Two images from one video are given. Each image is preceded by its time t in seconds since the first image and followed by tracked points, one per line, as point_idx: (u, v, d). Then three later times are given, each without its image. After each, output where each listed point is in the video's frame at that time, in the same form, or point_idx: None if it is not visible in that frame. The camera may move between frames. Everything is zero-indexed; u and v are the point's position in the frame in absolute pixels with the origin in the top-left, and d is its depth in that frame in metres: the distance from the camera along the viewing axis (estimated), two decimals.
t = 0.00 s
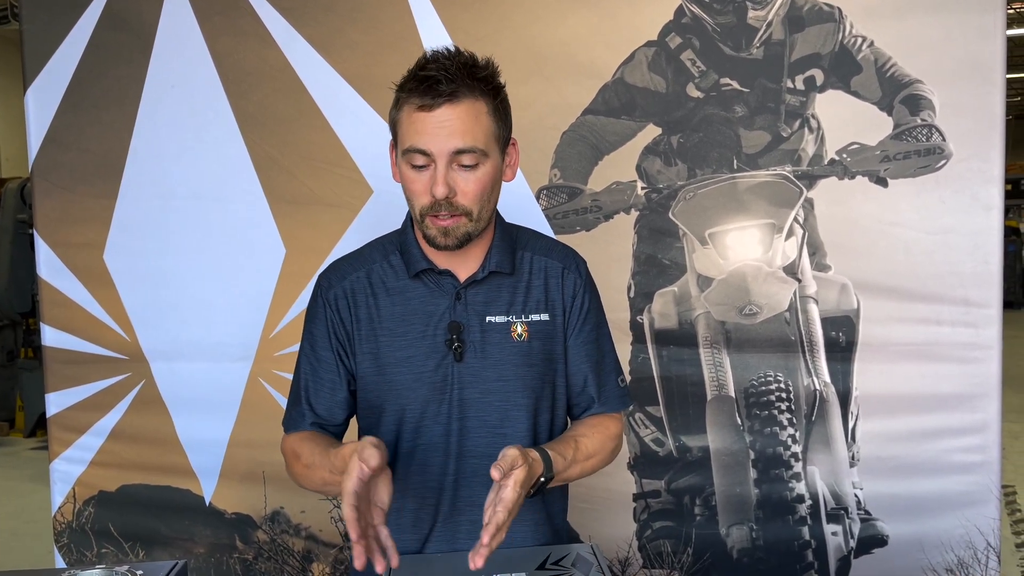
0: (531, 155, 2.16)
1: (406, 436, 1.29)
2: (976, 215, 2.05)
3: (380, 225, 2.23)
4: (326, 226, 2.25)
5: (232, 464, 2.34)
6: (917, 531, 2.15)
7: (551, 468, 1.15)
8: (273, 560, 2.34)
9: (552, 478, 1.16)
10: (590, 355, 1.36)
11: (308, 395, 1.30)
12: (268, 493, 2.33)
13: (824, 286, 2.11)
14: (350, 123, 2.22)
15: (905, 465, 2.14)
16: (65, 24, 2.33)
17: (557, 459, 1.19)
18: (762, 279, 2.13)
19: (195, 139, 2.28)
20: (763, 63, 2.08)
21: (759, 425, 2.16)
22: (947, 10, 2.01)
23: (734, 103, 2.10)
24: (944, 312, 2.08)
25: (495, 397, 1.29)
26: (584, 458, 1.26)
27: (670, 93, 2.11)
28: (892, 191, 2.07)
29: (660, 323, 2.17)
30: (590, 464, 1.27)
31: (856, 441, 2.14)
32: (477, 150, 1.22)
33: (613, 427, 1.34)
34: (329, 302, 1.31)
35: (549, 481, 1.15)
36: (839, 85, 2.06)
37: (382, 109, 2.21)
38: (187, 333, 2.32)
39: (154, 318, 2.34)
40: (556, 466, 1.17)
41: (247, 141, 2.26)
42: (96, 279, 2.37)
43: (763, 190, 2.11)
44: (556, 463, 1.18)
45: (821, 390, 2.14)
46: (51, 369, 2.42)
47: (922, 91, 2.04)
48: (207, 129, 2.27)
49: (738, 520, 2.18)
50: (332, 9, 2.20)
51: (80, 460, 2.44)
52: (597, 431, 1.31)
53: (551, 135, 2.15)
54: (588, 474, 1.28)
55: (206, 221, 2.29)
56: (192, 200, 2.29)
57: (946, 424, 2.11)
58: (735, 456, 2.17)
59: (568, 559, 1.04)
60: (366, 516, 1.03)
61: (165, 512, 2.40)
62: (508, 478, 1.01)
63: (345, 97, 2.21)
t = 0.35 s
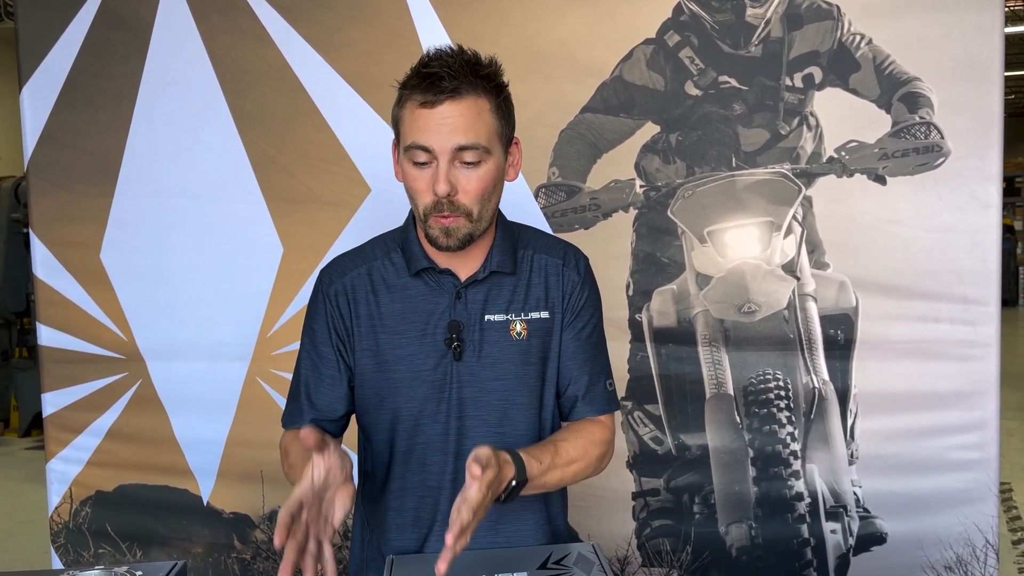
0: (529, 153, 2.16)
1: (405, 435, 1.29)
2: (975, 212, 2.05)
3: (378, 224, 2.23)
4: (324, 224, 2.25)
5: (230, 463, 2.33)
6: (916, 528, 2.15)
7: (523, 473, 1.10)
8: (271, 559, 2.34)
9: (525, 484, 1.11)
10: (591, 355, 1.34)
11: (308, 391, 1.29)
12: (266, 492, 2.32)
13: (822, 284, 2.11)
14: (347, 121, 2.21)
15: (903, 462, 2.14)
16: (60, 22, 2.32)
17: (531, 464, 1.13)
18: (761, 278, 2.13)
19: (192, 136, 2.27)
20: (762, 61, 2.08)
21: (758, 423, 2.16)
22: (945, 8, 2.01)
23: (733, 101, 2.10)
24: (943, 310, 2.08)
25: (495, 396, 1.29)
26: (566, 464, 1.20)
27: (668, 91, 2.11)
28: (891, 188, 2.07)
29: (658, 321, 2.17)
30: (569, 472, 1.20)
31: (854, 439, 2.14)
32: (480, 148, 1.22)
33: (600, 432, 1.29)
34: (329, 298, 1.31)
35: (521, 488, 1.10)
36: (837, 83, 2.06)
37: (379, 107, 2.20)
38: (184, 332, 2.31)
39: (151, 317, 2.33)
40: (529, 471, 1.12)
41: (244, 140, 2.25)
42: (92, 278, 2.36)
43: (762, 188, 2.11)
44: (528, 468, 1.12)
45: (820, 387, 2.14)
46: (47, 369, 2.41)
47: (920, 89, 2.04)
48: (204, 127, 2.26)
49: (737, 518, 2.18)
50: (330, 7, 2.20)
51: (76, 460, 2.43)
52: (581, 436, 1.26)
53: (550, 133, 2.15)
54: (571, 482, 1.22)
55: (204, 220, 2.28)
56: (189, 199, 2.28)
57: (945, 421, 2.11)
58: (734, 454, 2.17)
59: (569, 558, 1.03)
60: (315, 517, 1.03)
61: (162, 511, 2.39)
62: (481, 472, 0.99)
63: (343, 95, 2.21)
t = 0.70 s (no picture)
0: (528, 150, 2.15)
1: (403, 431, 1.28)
2: (975, 208, 2.05)
3: (377, 220, 2.22)
4: (323, 221, 2.24)
5: (228, 461, 2.32)
6: (916, 525, 2.15)
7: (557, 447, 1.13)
8: (270, 558, 2.33)
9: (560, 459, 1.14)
10: (591, 350, 1.34)
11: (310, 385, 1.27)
12: (265, 490, 2.31)
13: (823, 280, 2.11)
14: (346, 117, 2.20)
15: (903, 459, 2.14)
16: (56, 18, 2.30)
17: (564, 441, 1.16)
18: (761, 274, 2.12)
19: (190, 132, 2.26)
20: (762, 57, 2.07)
21: (758, 420, 2.16)
22: (945, 3, 2.01)
23: (733, 97, 2.09)
24: (943, 307, 2.08)
25: (495, 392, 1.28)
26: (590, 446, 1.22)
27: (668, 87, 2.10)
28: (891, 185, 2.07)
29: (659, 318, 2.16)
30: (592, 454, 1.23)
31: (854, 436, 2.14)
32: (504, 141, 1.21)
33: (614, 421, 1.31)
34: (331, 291, 1.29)
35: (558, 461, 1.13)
36: (838, 79, 2.06)
37: (378, 103, 2.19)
38: (183, 330, 2.30)
39: (149, 316, 2.31)
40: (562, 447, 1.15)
41: (242, 136, 2.24)
42: (90, 276, 2.34)
43: (762, 184, 2.10)
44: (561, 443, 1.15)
45: (820, 384, 2.13)
46: (44, 367, 2.40)
47: (920, 85, 2.04)
48: (202, 124, 2.25)
49: (737, 515, 2.18)
50: (328, 3, 2.19)
51: (74, 458, 2.41)
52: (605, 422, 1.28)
53: (549, 130, 2.14)
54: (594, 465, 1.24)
55: (202, 217, 2.27)
56: (186, 196, 2.27)
57: (945, 417, 2.11)
58: (734, 451, 2.17)
59: (573, 555, 1.03)
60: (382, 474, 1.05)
61: (160, 510, 2.37)
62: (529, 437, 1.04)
63: (341, 91, 2.20)
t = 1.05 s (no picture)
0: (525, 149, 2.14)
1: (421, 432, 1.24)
2: (972, 207, 2.05)
3: (373, 219, 2.21)
4: (319, 221, 2.23)
5: (224, 461, 2.31)
6: (913, 523, 2.15)
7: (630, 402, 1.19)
8: (266, 559, 2.32)
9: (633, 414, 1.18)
10: (596, 340, 1.36)
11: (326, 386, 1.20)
12: (260, 491, 2.31)
13: (820, 279, 2.11)
14: (341, 116, 2.19)
15: (899, 457, 2.14)
16: (50, 17, 2.28)
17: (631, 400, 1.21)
18: (758, 273, 2.12)
19: (185, 131, 2.24)
20: (759, 56, 2.07)
21: (755, 419, 2.16)
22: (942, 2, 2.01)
23: (730, 95, 2.09)
24: (940, 305, 2.08)
25: (508, 389, 1.28)
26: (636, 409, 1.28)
27: (665, 85, 2.10)
28: (887, 183, 2.07)
29: (656, 317, 2.16)
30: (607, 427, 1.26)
31: (851, 434, 2.14)
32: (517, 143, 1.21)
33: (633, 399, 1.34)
34: (343, 289, 1.24)
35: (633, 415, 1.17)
36: (834, 78, 2.06)
37: (374, 102, 2.18)
38: (179, 330, 2.29)
39: (144, 315, 2.30)
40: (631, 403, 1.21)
41: (237, 135, 2.23)
42: (84, 276, 2.33)
43: (759, 183, 2.10)
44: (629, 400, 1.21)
45: (817, 382, 2.13)
46: (39, 368, 2.38)
47: (917, 84, 2.04)
48: (197, 123, 2.24)
49: (735, 514, 2.18)
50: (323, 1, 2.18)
51: (69, 459, 2.40)
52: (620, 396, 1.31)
53: (546, 128, 2.13)
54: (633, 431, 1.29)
55: (197, 216, 2.26)
56: (182, 195, 2.26)
57: (941, 415, 2.11)
58: (731, 450, 2.16)
59: (572, 555, 1.02)
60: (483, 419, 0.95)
61: (156, 511, 2.36)
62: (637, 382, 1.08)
63: (337, 90, 2.19)
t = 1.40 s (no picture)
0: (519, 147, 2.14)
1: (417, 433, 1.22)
2: (965, 204, 2.05)
3: (368, 217, 2.21)
4: (312, 219, 2.23)
5: (218, 461, 2.30)
6: (908, 521, 2.15)
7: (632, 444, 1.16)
8: (260, 558, 2.31)
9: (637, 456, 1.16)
10: (594, 342, 1.37)
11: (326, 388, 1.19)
12: (254, 490, 2.30)
13: (814, 277, 2.11)
14: (335, 114, 2.19)
15: (894, 454, 2.14)
16: (41, 14, 2.27)
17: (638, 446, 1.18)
18: (752, 270, 2.12)
19: (177, 129, 2.23)
20: (753, 53, 2.07)
21: (750, 417, 2.15)
22: None
23: (724, 93, 2.08)
24: (934, 302, 2.08)
25: (511, 390, 1.26)
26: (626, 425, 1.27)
27: (659, 83, 2.09)
28: (881, 181, 2.06)
29: (650, 315, 2.15)
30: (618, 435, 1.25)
31: (846, 432, 2.14)
32: (491, 122, 1.22)
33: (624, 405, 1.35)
34: (346, 290, 1.23)
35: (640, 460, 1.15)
36: (829, 75, 2.05)
37: (367, 100, 2.18)
38: (171, 329, 2.28)
39: (137, 314, 2.29)
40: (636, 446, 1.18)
41: (230, 133, 2.22)
42: (76, 275, 2.32)
43: (753, 180, 2.10)
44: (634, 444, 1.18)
45: (812, 380, 2.13)
46: (30, 367, 2.37)
47: (911, 81, 2.03)
48: (190, 121, 2.23)
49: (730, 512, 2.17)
50: None
51: (61, 459, 2.39)
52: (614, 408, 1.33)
53: (540, 126, 2.12)
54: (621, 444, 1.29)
55: (190, 215, 2.25)
56: (174, 193, 2.25)
57: (936, 413, 2.11)
58: (726, 449, 2.16)
59: (566, 554, 1.01)
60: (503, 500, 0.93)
61: (149, 511, 2.35)
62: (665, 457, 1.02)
63: (330, 88, 2.18)
